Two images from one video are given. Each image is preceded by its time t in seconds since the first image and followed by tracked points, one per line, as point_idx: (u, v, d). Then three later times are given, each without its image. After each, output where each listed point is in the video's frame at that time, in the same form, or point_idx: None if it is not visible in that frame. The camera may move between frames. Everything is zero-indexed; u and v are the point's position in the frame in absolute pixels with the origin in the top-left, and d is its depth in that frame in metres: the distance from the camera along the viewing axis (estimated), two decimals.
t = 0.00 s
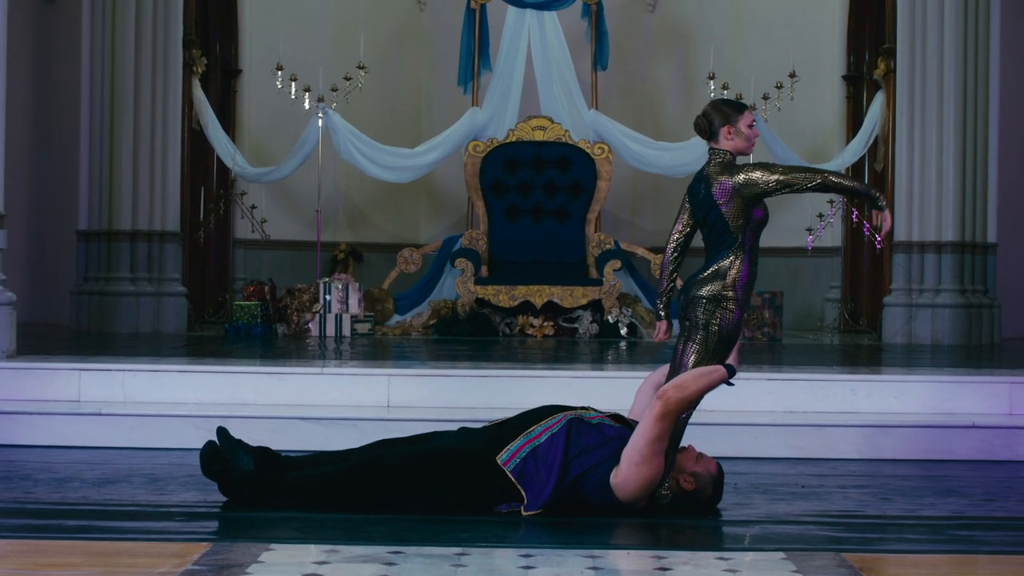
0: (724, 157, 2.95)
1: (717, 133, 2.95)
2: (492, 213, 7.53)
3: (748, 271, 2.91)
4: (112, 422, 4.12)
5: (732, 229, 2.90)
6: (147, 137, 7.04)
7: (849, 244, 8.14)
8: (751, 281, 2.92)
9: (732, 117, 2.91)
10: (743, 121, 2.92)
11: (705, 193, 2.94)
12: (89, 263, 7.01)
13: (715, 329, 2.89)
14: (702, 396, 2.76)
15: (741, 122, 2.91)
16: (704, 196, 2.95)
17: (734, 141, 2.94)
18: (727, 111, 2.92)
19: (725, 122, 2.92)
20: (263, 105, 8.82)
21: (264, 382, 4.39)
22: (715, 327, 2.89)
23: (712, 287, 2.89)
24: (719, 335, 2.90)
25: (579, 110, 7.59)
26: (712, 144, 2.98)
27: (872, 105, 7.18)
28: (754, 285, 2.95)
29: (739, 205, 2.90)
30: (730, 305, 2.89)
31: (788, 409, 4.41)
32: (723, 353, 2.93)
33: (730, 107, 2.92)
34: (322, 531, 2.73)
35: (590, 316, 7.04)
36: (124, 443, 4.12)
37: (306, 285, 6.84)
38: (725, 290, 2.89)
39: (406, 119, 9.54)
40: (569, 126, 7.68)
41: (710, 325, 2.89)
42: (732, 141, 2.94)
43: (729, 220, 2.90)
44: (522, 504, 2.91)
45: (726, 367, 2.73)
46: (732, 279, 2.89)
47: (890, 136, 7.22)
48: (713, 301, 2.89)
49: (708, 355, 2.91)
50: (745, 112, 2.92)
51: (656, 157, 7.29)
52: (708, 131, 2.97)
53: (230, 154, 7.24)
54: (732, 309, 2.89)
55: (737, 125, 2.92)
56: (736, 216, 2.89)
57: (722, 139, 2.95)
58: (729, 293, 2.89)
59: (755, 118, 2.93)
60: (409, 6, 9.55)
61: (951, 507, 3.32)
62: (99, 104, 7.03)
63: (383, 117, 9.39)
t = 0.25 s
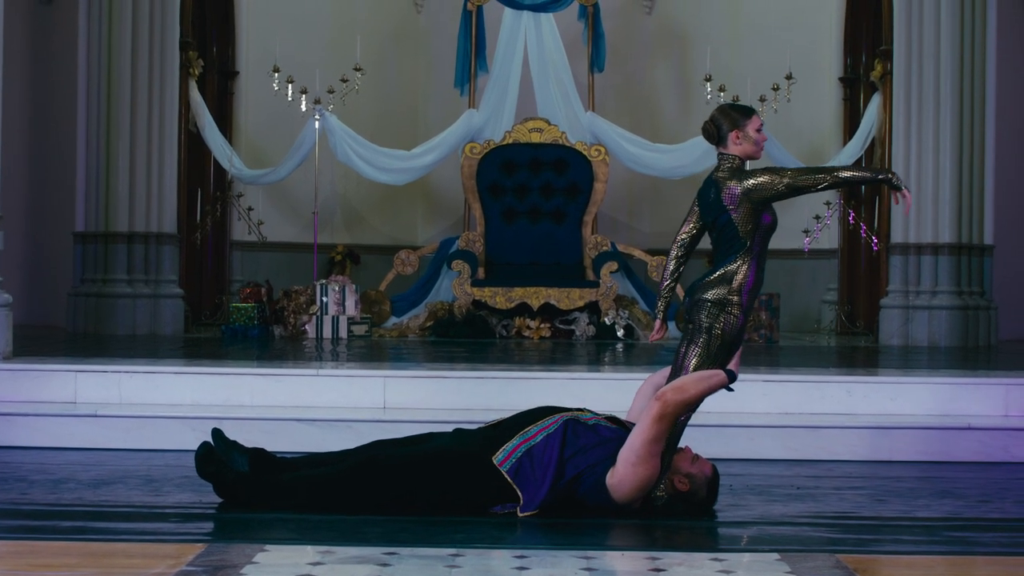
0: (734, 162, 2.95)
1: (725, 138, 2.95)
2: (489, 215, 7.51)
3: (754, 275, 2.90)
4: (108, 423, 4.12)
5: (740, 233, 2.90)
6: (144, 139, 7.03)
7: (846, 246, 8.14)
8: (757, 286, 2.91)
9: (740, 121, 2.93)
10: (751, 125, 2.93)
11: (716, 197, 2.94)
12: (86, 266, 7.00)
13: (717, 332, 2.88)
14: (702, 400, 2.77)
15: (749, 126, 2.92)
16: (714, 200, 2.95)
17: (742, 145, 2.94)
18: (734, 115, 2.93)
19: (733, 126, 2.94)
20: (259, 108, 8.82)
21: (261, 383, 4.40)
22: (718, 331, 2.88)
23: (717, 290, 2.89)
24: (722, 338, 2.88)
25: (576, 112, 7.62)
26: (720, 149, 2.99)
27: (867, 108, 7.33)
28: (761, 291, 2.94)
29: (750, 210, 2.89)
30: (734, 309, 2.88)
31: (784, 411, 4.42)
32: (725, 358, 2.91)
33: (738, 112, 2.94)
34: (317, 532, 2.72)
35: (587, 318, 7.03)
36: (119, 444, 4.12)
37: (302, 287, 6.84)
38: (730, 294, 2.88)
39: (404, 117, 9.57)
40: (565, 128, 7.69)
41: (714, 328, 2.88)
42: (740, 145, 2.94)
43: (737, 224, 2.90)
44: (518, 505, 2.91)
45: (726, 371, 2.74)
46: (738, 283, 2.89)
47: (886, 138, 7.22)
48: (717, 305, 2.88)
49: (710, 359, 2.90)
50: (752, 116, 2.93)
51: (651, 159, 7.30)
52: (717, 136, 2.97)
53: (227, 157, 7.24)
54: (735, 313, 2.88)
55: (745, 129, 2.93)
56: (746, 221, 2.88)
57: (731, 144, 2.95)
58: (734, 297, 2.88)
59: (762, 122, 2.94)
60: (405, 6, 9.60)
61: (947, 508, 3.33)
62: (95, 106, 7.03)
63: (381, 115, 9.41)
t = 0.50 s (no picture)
0: (740, 170, 2.93)
1: (734, 145, 2.93)
2: (483, 216, 7.56)
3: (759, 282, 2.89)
4: (100, 424, 4.13)
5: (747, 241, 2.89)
6: (137, 140, 7.04)
7: (839, 247, 8.14)
8: (762, 293, 2.91)
9: (748, 128, 2.91)
10: (759, 132, 2.91)
11: (721, 205, 2.94)
12: (79, 266, 7.00)
13: (719, 337, 2.90)
14: (700, 404, 2.77)
15: (757, 132, 2.90)
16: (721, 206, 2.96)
17: (750, 152, 2.92)
18: (743, 122, 2.91)
19: (741, 133, 2.92)
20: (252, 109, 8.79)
21: (254, 384, 4.41)
22: (721, 336, 2.90)
23: (722, 296, 2.90)
24: (724, 343, 2.90)
25: (570, 115, 7.56)
26: (729, 156, 2.96)
27: (860, 109, 7.22)
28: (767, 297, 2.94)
29: (752, 218, 2.88)
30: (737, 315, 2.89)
31: (776, 411, 4.43)
32: (727, 364, 2.93)
33: (745, 119, 2.92)
34: (308, 533, 2.73)
35: (581, 319, 7.05)
36: (111, 446, 4.12)
37: (296, 289, 6.83)
38: (735, 300, 2.89)
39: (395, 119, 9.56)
40: (559, 129, 7.67)
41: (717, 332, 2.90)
42: (749, 152, 2.92)
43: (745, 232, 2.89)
44: (511, 505, 2.91)
45: (728, 379, 2.75)
46: (742, 290, 2.89)
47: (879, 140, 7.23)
48: (721, 311, 2.90)
49: (712, 364, 2.92)
50: (760, 123, 2.92)
51: (645, 160, 7.29)
52: (724, 143, 2.95)
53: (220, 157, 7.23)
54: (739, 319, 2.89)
55: (754, 136, 2.91)
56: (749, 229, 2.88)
57: (739, 151, 2.93)
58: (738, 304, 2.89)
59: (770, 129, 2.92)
60: (399, 6, 9.58)
61: (938, 509, 3.34)
62: (88, 106, 7.03)
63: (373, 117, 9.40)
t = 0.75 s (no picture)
0: (742, 179, 2.99)
1: (738, 152, 2.98)
2: (472, 216, 7.55)
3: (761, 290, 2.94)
4: (86, 423, 4.12)
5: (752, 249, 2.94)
6: (127, 141, 7.03)
7: (828, 247, 8.14)
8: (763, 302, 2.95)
9: (752, 135, 2.96)
10: (762, 138, 2.96)
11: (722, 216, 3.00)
12: (68, 267, 6.99)
13: (717, 342, 2.94)
14: (691, 410, 2.79)
15: (762, 139, 2.95)
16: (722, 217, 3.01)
17: (755, 159, 2.98)
18: (746, 129, 2.96)
19: (745, 140, 2.97)
20: (242, 110, 8.79)
21: (241, 383, 4.41)
22: (719, 340, 2.94)
23: (723, 302, 2.94)
24: (722, 348, 2.94)
25: (559, 114, 7.57)
26: (733, 163, 3.02)
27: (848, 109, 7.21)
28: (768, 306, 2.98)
29: (751, 226, 2.92)
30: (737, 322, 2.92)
31: (764, 412, 4.43)
32: (723, 369, 2.96)
33: (749, 126, 2.97)
34: (295, 533, 2.72)
35: (569, 319, 7.07)
36: (98, 445, 4.12)
37: (285, 289, 6.84)
38: (735, 306, 2.93)
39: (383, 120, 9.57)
40: (548, 130, 7.66)
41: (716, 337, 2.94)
42: (753, 159, 2.98)
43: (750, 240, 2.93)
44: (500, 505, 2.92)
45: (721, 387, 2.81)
46: (743, 296, 2.94)
47: (868, 140, 7.24)
48: (722, 316, 2.94)
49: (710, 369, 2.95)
50: (763, 129, 2.97)
51: (634, 161, 7.30)
52: (730, 150, 3.01)
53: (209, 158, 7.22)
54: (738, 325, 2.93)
55: (758, 143, 2.96)
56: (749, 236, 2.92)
57: (744, 159, 2.99)
58: (739, 310, 2.93)
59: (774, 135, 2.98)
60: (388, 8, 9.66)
61: (925, 509, 3.34)
62: (77, 106, 7.02)
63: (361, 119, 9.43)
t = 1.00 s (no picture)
0: (742, 188, 3.02)
1: (739, 161, 3.02)
2: (457, 216, 7.54)
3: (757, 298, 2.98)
4: (68, 424, 4.11)
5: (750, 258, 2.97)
6: (111, 140, 7.02)
7: (812, 247, 8.15)
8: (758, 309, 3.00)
9: (752, 144, 3.00)
10: (762, 146, 3.00)
11: (723, 224, 3.03)
12: (51, 267, 6.97)
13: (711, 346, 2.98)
14: (677, 413, 2.83)
15: (762, 147, 2.99)
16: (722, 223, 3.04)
17: (756, 167, 3.01)
18: (746, 138, 3.00)
19: (745, 149, 3.00)
20: (226, 109, 8.77)
21: (225, 384, 4.40)
22: (714, 344, 2.98)
23: (720, 308, 2.98)
24: (714, 351, 2.98)
25: (544, 115, 7.63)
26: (733, 172, 3.05)
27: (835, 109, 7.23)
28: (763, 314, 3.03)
29: (751, 236, 2.95)
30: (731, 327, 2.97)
31: (748, 412, 4.44)
32: (715, 373, 3.01)
33: (749, 135, 3.01)
34: (278, 534, 2.73)
35: (554, 319, 7.06)
36: (81, 446, 4.11)
37: (270, 289, 6.82)
38: (730, 311, 2.98)
39: (367, 120, 9.58)
40: (533, 129, 7.71)
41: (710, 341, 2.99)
42: (754, 167, 3.01)
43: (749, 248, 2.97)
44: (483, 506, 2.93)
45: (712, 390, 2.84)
46: (739, 303, 2.98)
47: (852, 141, 7.26)
48: (717, 321, 2.98)
49: (702, 372, 2.99)
50: (763, 137, 3.01)
51: (618, 161, 7.34)
52: (730, 160, 3.04)
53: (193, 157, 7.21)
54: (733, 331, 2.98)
55: (758, 151, 3.00)
56: (749, 246, 2.95)
57: (744, 167, 3.02)
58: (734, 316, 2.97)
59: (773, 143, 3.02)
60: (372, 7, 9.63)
61: (907, 508, 3.35)
62: (61, 105, 7.00)
63: (345, 118, 9.43)
